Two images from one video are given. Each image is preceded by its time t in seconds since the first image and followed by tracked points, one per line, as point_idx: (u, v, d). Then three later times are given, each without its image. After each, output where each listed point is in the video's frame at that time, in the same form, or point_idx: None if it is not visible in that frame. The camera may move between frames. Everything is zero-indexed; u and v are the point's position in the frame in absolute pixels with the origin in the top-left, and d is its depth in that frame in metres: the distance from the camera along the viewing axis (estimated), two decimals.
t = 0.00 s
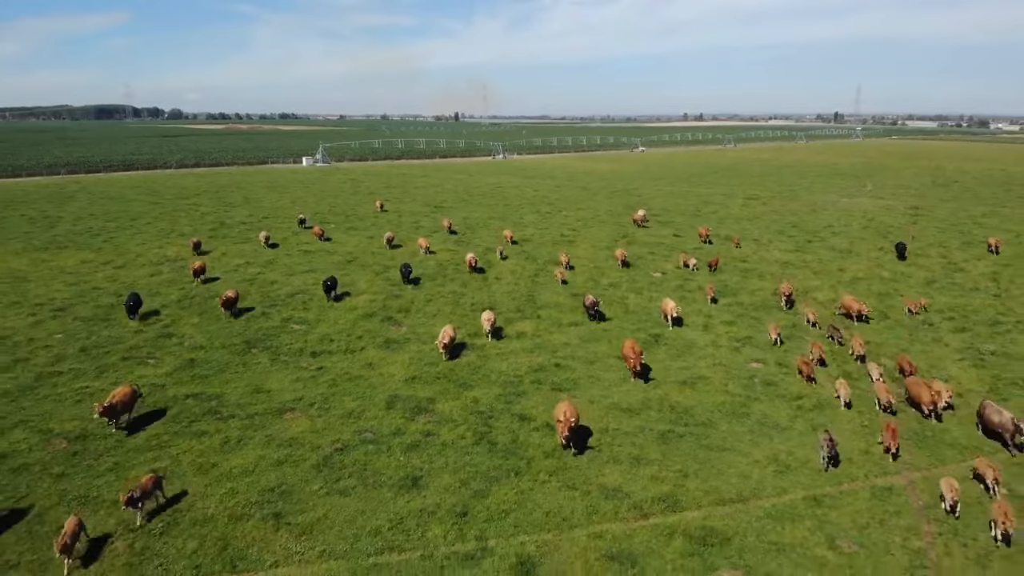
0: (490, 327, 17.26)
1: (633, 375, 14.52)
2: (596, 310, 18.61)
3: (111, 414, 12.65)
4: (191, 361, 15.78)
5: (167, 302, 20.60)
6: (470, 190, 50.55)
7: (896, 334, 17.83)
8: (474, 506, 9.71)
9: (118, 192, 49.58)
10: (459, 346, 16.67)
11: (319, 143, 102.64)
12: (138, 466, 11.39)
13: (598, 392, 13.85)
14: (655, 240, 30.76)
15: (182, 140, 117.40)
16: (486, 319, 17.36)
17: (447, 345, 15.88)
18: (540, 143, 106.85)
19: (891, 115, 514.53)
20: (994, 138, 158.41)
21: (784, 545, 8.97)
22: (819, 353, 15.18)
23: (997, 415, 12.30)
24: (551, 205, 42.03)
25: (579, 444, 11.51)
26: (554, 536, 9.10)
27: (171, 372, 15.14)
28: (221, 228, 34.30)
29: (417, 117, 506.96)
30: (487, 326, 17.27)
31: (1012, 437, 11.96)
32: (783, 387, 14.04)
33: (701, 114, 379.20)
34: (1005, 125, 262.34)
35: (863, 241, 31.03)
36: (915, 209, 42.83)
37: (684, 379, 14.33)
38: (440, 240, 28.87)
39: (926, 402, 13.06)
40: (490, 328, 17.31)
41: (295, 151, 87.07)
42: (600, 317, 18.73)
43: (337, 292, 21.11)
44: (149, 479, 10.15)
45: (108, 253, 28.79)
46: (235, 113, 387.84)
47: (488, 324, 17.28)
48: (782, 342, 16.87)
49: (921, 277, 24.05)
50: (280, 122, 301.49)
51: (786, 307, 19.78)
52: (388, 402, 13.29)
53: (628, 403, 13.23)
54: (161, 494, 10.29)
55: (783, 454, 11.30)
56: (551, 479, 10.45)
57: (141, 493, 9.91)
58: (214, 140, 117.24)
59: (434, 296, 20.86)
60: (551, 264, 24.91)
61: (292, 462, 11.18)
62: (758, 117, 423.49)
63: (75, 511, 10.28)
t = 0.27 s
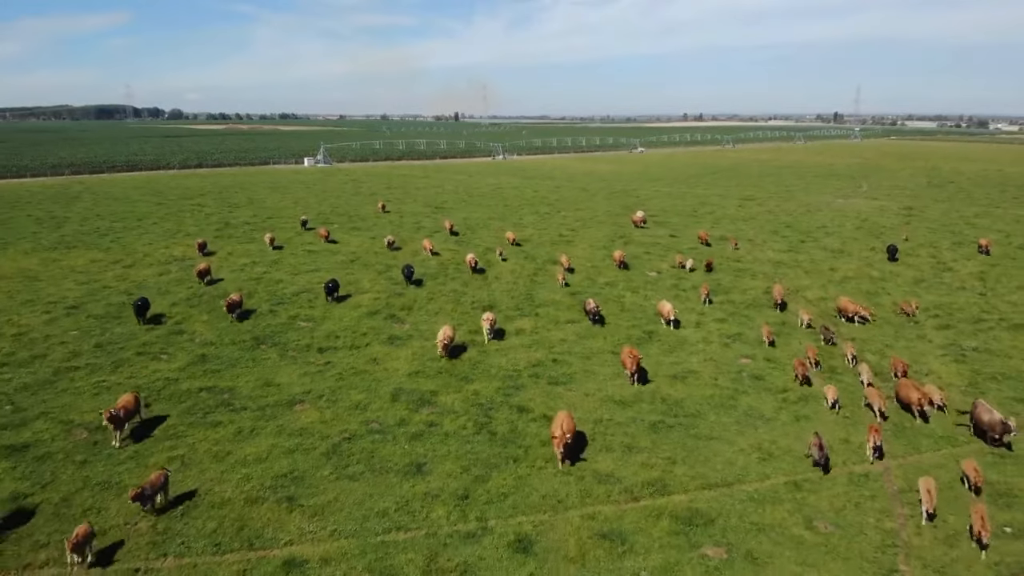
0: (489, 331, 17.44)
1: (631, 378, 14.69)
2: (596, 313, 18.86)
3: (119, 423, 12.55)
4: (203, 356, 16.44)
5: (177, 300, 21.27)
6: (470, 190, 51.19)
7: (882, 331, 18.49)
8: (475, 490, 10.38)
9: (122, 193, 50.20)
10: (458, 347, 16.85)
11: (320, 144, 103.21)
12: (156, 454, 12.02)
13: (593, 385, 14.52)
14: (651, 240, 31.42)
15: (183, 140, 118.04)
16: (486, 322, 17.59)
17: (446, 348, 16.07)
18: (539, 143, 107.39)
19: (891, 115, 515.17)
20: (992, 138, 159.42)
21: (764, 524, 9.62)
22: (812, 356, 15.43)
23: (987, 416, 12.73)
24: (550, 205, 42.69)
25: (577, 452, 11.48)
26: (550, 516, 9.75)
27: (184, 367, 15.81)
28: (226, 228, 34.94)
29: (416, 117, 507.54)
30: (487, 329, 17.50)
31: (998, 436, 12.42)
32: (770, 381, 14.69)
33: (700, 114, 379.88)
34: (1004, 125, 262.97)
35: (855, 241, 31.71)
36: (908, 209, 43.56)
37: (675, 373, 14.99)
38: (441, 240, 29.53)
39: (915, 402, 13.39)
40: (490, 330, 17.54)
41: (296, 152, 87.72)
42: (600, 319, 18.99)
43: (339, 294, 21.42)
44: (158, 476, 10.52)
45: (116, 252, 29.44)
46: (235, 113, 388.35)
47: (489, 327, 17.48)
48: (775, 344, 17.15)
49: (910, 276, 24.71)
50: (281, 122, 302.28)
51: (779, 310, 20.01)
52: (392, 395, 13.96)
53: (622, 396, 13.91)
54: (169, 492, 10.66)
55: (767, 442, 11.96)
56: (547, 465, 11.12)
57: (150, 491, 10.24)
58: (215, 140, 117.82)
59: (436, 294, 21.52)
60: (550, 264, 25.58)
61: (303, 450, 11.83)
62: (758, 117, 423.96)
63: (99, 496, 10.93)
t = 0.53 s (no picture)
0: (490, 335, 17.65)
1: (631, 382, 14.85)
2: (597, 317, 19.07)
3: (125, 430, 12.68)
4: (214, 352, 17.09)
5: (186, 298, 21.94)
6: (471, 191, 51.86)
7: (868, 328, 19.15)
8: (476, 476, 11.05)
9: (127, 193, 50.83)
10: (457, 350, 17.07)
11: (321, 145, 103.82)
12: (174, 443, 12.67)
13: (588, 379, 15.20)
14: (648, 240, 32.06)
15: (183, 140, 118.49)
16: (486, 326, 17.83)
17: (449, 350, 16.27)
18: (539, 144, 108.01)
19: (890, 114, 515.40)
20: (991, 139, 159.66)
21: (748, 507, 10.27)
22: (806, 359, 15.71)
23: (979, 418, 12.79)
24: (549, 206, 43.35)
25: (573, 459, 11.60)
26: (547, 500, 10.42)
27: (197, 362, 16.47)
28: (231, 228, 35.58)
29: (416, 117, 507.91)
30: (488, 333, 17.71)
31: (990, 438, 12.51)
32: (758, 376, 15.35)
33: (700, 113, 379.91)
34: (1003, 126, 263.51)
35: (847, 241, 32.38)
36: (902, 210, 44.25)
37: (668, 369, 15.65)
38: (442, 241, 30.18)
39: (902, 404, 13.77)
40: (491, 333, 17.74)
41: (298, 152, 88.36)
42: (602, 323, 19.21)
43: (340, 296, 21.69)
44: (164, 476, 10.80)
45: (124, 252, 30.09)
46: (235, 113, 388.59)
47: (488, 330, 17.70)
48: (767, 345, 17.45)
49: (899, 275, 25.36)
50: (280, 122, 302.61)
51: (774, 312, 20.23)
52: (397, 389, 14.64)
53: (616, 390, 14.57)
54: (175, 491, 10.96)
55: (752, 432, 12.63)
56: (544, 453, 11.81)
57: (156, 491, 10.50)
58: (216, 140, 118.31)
59: (437, 293, 22.18)
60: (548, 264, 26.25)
61: (313, 439, 12.49)
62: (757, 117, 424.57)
63: (121, 483, 11.57)
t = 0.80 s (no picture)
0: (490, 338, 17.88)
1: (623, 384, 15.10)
2: (596, 320, 19.33)
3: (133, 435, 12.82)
4: (226, 348, 17.86)
5: (196, 297, 22.71)
6: (471, 192, 52.65)
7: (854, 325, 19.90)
8: (477, 461, 11.83)
9: (132, 194, 51.56)
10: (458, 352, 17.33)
11: (322, 146, 104.60)
12: (192, 432, 13.43)
13: (584, 373, 15.98)
14: (645, 241, 32.81)
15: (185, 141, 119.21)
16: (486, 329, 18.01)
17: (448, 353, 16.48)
18: (538, 144, 108.66)
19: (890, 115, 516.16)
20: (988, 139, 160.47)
21: (730, 490, 11.04)
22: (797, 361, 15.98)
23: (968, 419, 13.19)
24: (548, 207, 44.13)
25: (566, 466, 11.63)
26: (543, 483, 11.19)
27: (210, 357, 17.24)
28: (236, 229, 36.34)
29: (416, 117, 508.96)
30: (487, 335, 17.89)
31: (977, 439, 12.98)
32: (745, 370, 16.12)
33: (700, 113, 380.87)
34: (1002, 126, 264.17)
35: (839, 241, 33.15)
36: (895, 211, 45.00)
37: (659, 364, 16.43)
38: (443, 242, 30.93)
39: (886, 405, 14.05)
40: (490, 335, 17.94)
41: (299, 153, 89.06)
42: (600, 326, 19.44)
43: (343, 298, 22.09)
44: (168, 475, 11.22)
45: (133, 252, 30.84)
46: (235, 113, 389.26)
47: (489, 333, 17.90)
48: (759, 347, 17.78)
49: (888, 275, 26.11)
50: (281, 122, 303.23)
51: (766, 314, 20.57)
52: (402, 382, 15.42)
53: (610, 383, 15.34)
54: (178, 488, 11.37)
55: (737, 422, 13.40)
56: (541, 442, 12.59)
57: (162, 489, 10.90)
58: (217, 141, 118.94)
59: (439, 292, 22.95)
60: (547, 264, 27.01)
61: (323, 428, 13.25)
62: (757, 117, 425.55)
63: (144, 469, 12.33)
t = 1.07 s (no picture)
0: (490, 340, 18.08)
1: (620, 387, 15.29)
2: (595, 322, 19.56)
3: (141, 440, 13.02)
4: (235, 344, 18.54)
5: (205, 295, 23.39)
6: (471, 193, 53.33)
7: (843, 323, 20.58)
8: (478, 450, 12.50)
9: (137, 195, 52.24)
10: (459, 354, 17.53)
11: (323, 147, 105.23)
12: (206, 423, 14.09)
13: (580, 369, 16.66)
14: (641, 241, 33.48)
15: (187, 142, 119.90)
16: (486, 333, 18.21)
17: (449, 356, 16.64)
18: (538, 145, 109.26)
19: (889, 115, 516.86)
20: (986, 140, 161.13)
21: (716, 476, 11.70)
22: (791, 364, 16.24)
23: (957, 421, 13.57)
24: (547, 207, 44.82)
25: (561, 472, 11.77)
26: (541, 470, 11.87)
27: (221, 353, 17.91)
28: (241, 230, 37.03)
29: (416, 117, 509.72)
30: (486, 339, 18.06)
31: (966, 440, 13.26)
32: (735, 366, 16.78)
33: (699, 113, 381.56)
34: (1001, 127, 264.75)
35: (832, 242, 33.83)
36: (889, 212, 45.69)
37: (652, 360, 17.11)
38: (444, 242, 31.62)
39: (873, 406, 14.30)
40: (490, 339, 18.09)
41: (301, 154, 89.70)
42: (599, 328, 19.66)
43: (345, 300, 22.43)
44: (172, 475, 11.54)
45: (141, 252, 31.51)
46: (235, 113, 390.02)
47: (488, 336, 18.09)
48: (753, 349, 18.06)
49: (877, 274, 26.79)
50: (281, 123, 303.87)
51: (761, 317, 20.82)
52: (406, 377, 16.10)
53: (606, 378, 16.00)
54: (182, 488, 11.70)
55: (726, 414, 14.06)
56: (538, 433, 13.26)
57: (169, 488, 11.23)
58: (218, 142, 119.65)
59: (441, 290, 23.64)
60: (545, 263, 27.70)
61: (331, 420, 13.93)
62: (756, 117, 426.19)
63: (162, 458, 12.98)
